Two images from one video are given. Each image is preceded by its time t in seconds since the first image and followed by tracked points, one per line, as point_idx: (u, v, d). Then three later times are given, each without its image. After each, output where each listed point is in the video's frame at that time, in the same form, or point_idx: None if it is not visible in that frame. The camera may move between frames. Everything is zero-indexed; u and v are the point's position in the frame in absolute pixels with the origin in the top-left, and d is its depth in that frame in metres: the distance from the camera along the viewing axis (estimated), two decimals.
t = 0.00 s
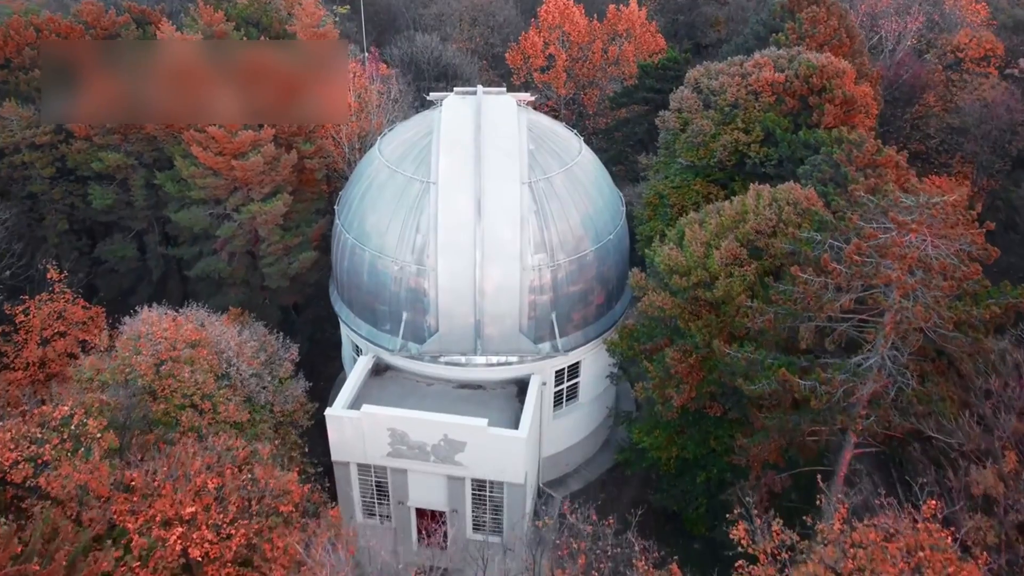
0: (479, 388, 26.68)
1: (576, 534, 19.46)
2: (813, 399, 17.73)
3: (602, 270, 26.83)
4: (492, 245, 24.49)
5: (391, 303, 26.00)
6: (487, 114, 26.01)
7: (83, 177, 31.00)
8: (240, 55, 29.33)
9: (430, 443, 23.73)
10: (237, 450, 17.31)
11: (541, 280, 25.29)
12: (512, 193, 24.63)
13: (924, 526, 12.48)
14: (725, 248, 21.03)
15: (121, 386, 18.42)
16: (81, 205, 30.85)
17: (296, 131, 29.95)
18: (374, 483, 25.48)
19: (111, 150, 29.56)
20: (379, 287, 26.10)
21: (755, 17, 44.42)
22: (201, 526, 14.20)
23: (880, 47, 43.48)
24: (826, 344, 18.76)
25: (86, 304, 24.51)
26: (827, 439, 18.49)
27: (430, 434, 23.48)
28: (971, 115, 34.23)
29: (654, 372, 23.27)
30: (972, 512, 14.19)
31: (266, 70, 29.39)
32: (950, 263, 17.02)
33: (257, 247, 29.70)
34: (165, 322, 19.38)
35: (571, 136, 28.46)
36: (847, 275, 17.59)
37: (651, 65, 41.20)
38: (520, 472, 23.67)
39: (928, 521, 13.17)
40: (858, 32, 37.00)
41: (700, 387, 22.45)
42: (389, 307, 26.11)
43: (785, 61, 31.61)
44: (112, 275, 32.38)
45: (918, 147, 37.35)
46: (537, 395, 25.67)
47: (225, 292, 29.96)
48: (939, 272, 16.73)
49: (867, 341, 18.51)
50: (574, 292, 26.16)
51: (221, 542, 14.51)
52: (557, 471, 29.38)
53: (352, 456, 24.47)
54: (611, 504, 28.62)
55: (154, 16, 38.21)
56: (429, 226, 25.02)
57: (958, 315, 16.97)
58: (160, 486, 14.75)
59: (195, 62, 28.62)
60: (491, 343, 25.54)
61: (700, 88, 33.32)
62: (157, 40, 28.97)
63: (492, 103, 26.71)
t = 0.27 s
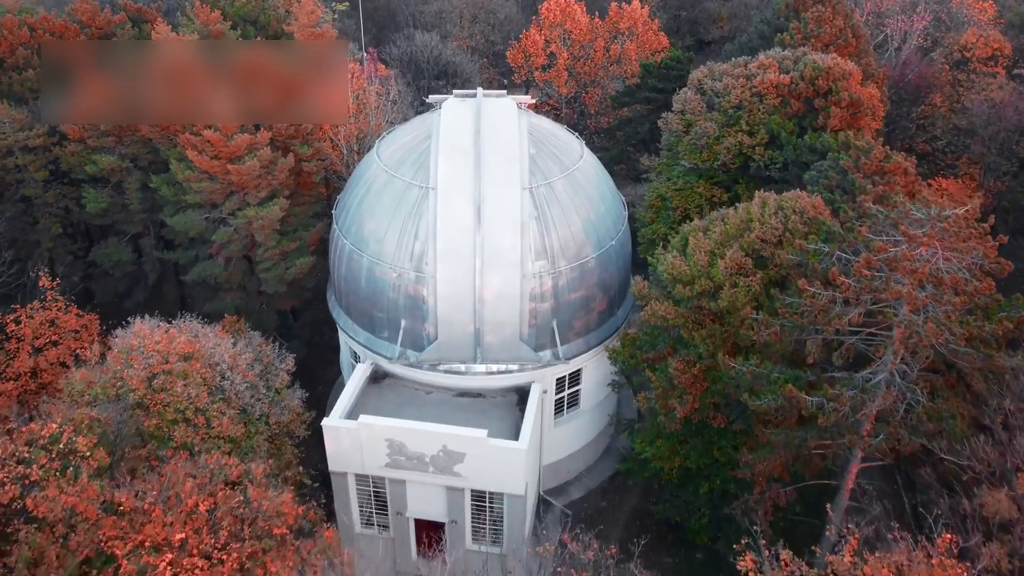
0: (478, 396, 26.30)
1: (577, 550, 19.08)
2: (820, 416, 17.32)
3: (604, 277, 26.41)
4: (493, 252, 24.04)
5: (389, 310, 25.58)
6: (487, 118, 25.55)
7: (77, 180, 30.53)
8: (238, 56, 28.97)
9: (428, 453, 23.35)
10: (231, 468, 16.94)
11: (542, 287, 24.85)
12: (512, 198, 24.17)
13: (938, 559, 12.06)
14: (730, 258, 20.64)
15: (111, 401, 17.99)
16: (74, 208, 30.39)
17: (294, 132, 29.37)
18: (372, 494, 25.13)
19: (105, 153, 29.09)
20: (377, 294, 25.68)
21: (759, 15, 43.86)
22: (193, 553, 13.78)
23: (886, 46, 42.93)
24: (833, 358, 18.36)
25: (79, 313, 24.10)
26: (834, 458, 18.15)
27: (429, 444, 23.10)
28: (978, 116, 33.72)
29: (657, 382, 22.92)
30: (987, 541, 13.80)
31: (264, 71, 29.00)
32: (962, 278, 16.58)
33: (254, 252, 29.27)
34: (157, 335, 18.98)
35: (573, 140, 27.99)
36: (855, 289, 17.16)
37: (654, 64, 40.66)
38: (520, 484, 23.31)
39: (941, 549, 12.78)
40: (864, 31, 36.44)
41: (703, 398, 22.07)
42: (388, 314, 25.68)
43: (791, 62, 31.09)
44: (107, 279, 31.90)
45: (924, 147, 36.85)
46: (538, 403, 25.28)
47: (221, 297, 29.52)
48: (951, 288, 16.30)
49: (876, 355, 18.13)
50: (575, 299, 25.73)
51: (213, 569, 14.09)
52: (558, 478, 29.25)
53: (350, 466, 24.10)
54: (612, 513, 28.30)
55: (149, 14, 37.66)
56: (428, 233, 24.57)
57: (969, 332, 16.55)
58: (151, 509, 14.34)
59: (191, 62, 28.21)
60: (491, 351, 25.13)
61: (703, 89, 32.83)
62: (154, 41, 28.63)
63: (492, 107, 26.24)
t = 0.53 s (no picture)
0: (478, 403, 25.89)
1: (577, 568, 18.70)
2: (827, 433, 16.91)
3: (606, 283, 25.96)
4: (492, 259, 23.60)
5: (386, 317, 25.15)
6: (487, 121, 25.06)
7: (71, 182, 30.10)
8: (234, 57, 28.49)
9: (427, 464, 22.96)
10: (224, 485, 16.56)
11: (542, 294, 24.41)
12: (512, 204, 23.69)
13: None
14: (734, 267, 20.20)
15: (101, 416, 17.59)
16: (68, 211, 29.96)
17: (290, 134, 28.69)
18: (370, 504, 24.76)
19: (98, 156, 28.62)
20: (374, 300, 25.23)
21: (763, 12, 43.27)
22: None
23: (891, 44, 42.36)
24: (841, 372, 17.94)
25: (72, 320, 23.70)
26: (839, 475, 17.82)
27: (427, 455, 22.70)
28: (986, 117, 33.19)
29: (659, 392, 22.56)
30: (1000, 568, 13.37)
31: (260, 71, 28.47)
32: (974, 293, 16.12)
33: (250, 256, 28.84)
34: (149, 348, 18.58)
35: (574, 143, 27.51)
36: (864, 303, 16.71)
37: (657, 62, 40.13)
38: (520, 495, 22.91)
39: None
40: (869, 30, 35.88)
41: (707, 408, 21.66)
42: (385, 321, 25.25)
43: (796, 62, 30.56)
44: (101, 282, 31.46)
45: (930, 148, 36.36)
46: (538, 412, 24.87)
47: (217, 301, 29.10)
48: (962, 303, 15.85)
49: (884, 369, 17.70)
50: (576, 306, 25.29)
51: None
52: (558, 485, 28.90)
53: (347, 476, 23.74)
54: (614, 521, 27.95)
55: (145, 11, 37.14)
56: (427, 239, 24.12)
57: (981, 348, 16.10)
58: (138, 533, 13.94)
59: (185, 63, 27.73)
60: (491, 359, 24.71)
61: (707, 90, 32.33)
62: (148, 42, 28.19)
63: (492, 110, 25.74)
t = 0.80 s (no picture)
0: (477, 410, 25.56)
1: None
2: (833, 447, 16.57)
3: (607, 288, 25.59)
4: (492, 265, 23.21)
5: (384, 322, 24.78)
6: (487, 124, 24.64)
7: (65, 184, 29.72)
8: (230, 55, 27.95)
9: (425, 473, 22.64)
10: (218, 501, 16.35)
11: (543, 300, 24.04)
12: (512, 209, 23.29)
13: None
14: (738, 275, 19.84)
15: (92, 429, 17.25)
16: (63, 213, 29.61)
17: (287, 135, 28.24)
18: (368, 512, 24.45)
19: (92, 157, 28.23)
20: (372, 306, 24.86)
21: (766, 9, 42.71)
22: None
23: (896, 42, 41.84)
24: (846, 385, 17.60)
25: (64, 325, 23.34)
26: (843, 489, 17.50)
27: (425, 464, 22.37)
28: (992, 117, 32.73)
29: (661, 400, 22.28)
30: None
31: (257, 71, 27.96)
32: (984, 306, 15.75)
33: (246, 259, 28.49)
34: (141, 359, 18.22)
35: (575, 146, 27.10)
36: (871, 315, 16.36)
37: (659, 60, 39.66)
38: (520, 505, 22.59)
39: None
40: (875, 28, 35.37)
41: (709, 417, 21.34)
42: (383, 327, 24.88)
43: (800, 62, 30.09)
44: (97, 285, 31.13)
45: (935, 148, 35.93)
46: (538, 419, 24.54)
47: (214, 305, 28.76)
48: (972, 316, 15.48)
49: (890, 382, 17.35)
50: (577, 311, 24.94)
51: None
52: (558, 491, 28.63)
53: (345, 484, 23.47)
54: (615, 527, 27.64)
55: (141, 8, 36.68)
56: (425, 244, 23.73)
57: (991, 363, 15.74)
58: (128, 554, 13.61)
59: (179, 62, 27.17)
60: (490, 365, 24.35)
61: (710, 89, 31.90)
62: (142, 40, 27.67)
63: (492, 112, 25.32)
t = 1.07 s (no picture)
0: (476, 416, 25.17)
1: None
2: (840, 464, 16.17)
3: (609, 292, 25.18)
4: (491, 270, 22.77)
5: (382, 328, 24.36)
6: (486, 126, 24.16)
7: (58, 184, 29.26)
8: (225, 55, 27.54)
9: (423, 482, 22.26)
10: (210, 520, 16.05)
11: (543, 305, 23.62)
12: (512, 213, 22.84)
13: None
14: (742, 283, 19.43)
15: (81, 443, 16.86)
16: (56, 214, 29.17)
17: (283, 136, 27.71)
18: (366, 520, 24.09)
19: (86, 158, 27.78)
20: (370, 311, 24.44)
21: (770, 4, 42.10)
22: None
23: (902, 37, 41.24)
24: (853, 398, 17.21)
25: (56, 332, 22.97)
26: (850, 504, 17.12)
27: (423, 473, 21.99)
28: (1000, 116, 32.19)
29: (663, 409, 21.91)
30: None
31: (253, 71, 27.54)
32: (996, 320, 15.32)
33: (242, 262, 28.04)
34: (131, 370, 17.81)
35: (577, 147, 26.63)
36: (880, 329, 15.92)
37: (661, 56, 39.12)
38: (519, 514, 22.22)
39: None
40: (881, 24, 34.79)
41: (712, 427, 20.95)
42: (381, 332, 24.47)
43: (806, 61, 29.57)
44: (91, 286, 30.72)
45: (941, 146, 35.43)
46: (539, 426, 24.15)
47: (209, 308, 28.32)
48: (984, 332, 15.05)
49: (899, 395, 16.95)
50: (578, 317, 24.52)
51: None
52: (559, 497, 28.28)
53: (342, 493, 23.05)
54: (616, 534, 27.30)
55: (136, 4, 36.13)
56: (423, 248, 23.28)
57: (1003, 379, 15.33)
58: None
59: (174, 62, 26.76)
60: (490, 372, 23.95)
61: (713, 88, 31.41)
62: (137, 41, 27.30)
63: (492, 114, 24.84)
